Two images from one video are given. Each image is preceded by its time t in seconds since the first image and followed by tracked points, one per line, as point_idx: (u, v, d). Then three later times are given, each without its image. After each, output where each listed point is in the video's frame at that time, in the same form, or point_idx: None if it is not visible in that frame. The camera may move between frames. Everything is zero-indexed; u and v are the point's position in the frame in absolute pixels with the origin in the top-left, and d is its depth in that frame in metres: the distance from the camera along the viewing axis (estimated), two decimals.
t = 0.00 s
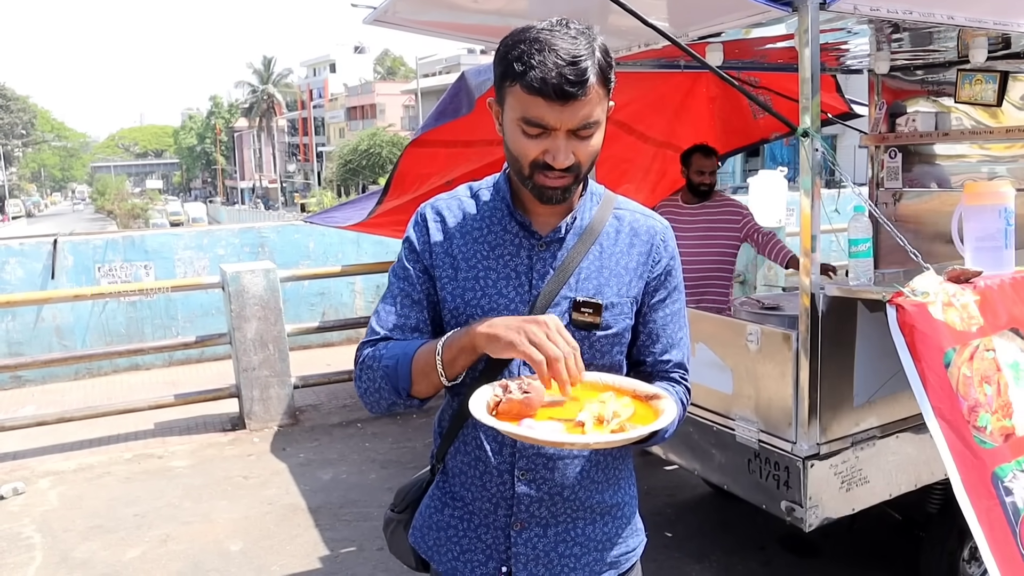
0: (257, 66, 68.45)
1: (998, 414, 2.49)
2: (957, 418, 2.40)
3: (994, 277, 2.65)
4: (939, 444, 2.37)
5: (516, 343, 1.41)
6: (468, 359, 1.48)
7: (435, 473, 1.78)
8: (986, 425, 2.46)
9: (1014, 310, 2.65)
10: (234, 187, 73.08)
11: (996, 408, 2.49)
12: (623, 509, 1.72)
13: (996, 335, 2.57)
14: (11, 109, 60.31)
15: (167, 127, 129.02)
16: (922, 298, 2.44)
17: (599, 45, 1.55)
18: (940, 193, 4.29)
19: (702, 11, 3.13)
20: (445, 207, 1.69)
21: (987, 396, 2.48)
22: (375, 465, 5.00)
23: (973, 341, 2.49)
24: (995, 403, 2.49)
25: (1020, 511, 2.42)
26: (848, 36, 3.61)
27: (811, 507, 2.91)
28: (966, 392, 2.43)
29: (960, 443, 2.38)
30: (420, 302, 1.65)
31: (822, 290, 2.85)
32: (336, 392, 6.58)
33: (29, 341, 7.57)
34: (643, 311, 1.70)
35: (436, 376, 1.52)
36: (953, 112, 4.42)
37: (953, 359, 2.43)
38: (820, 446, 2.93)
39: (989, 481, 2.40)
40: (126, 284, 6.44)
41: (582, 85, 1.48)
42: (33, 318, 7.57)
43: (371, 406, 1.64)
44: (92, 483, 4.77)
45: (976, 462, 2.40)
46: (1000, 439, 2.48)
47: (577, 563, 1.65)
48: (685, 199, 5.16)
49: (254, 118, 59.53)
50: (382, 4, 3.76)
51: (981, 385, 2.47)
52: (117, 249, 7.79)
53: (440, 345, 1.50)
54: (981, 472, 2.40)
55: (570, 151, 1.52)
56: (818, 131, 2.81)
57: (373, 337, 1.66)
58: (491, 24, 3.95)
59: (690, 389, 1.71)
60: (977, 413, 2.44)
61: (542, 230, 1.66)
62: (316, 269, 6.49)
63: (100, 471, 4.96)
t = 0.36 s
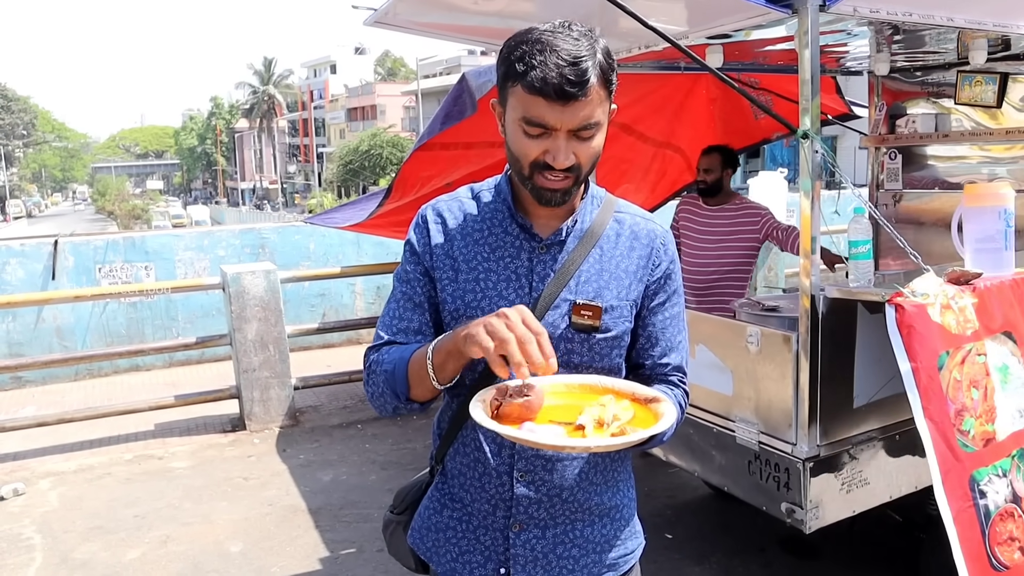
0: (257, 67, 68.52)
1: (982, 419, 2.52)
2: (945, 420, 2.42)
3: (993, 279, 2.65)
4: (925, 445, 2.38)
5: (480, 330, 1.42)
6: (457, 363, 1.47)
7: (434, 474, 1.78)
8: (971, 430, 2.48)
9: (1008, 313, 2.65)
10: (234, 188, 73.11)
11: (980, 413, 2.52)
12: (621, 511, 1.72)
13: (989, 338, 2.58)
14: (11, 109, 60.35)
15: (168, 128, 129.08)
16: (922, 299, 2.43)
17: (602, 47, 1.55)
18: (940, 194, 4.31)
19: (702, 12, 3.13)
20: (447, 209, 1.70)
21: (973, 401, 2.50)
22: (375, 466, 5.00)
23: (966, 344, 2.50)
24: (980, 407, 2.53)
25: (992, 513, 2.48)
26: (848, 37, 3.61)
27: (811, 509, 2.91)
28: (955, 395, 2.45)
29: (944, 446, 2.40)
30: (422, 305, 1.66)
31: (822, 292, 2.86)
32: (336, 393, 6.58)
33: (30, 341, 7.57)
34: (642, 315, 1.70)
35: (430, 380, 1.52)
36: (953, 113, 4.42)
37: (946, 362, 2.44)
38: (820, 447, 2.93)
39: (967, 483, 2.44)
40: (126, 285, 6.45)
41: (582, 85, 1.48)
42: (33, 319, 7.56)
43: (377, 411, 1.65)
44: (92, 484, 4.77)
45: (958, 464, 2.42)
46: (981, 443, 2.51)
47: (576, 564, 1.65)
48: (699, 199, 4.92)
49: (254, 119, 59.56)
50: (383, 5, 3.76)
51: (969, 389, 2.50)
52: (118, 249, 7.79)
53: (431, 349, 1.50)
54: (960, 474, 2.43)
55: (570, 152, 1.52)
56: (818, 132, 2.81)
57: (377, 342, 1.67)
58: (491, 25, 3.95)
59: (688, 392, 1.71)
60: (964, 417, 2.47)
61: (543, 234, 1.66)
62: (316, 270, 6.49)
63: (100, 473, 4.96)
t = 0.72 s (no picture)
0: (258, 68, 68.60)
1: (964, 420, 2.54)
2: (931, 420, 2.44)
3: (993, 281, 2.66)
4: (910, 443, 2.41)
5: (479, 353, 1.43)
6: (461, 378, 1.47)
7: (434, 475, 1.78)
8: (953, 430, 2.50)
9: (1004, 315, 2.66)
10: (235, 189, 73.17)
11: (963, 415, 2.54)
12: (621, 512, 1.72)
13: (979, 341, 2.59)
14: (12, 111, 60.42)
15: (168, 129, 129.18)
16: (922, 301, 2.42)
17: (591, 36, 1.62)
18: (940, 196, 4.31)
19: (702, 13, 3.13)
20: (450, 209, 1.70)
21: (957, 403, 2.51)
22: (375, 467, 5.00)
23: (957, 346, 2.51)
24: (963, 409, 2.54)
25: (961, 511, 2.52)
26: (848, 39, 3.62)
27: (811, 510, 2.91)
28: (942, 397, 2.47)
29: (926, 445, 2.42)
30: (424, 306, 1.65)
31: (822, 293, 2.86)
32: (336, 394, 6.58)
33: (30, 342, 7.56)
34: (644, 318, 1.70)
35: (432, 390, 1.52)
36: (954, 115, 4.40)
37: (938, 364, 2.45)
38: (820, 447, 2.92)
39: (942, 481, 2.47)
40: (126, 286, 6.45)
41: (568, 62, 1.53)
42: (33, 320, 7.55)
43: (378, 412, 1.65)
44: (92, 485, 4.77)
45: (937, 463, 2.45)
46: (961, 444, 2.53)
47: (576, 565, 1.65)
48: (706, 202, 4.90)
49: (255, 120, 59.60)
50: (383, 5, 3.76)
51: (955, 391, 2.51)
52: (118, 250, 7.79)
53: (435, 360, 1.50)
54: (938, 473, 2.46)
55: (563, 130, 1.55)
56: (818, 133, 2.81)
57: (380, 343, 1.66)
58: (491, 26, 3.95)
59: (688, 395, 1.71)
60: (948, 418, 2.49)
61: (547, 235, 1.67)
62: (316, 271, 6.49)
63: (100, 474, 4.96)
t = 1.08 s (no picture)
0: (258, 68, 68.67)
1: (947, 418, 2.55)
2: (918, 419, 2.45)
3: (992, 282, 2.66)
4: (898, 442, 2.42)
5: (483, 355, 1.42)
6: (464, 382, 1.47)
7: (434, 475, 1.78)
8: (936, 428, 2.51)
9: (1000, 315, 2.67)
10: (235, 189, 73.18)
11: (947, 413, 2.55)
12: (622, 513, 1.72)
13: (971, 341, 2.59)
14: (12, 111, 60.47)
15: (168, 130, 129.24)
16: (922, 301, 2.42)
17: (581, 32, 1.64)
18: (939, 197, 4.32)
19: (703, 15, 3.13)
20: (451, 209, 1.70)
21: (943, 402, 2.52)
22: (375, 468, 5.00)
23: (950, 347, 2.51)
24: (948, 408, 2.55)
25: (932, 503, 2.56)
26: (848, 40, 3.62)
27: (811, 511, 2.91)
28: (932, 397, 2.47)
29: (911, 442, 2.44)
30: (425, 307, 1.65)
31: (822, 295, 2.86)
32: (336, 395, 6.57)
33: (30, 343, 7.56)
34: (645, 319, 1.70)
35: (433, 394, 1.52)
36: (954, 116, 4.36)
37: (933, 364, 2.46)
38: (820, 448, 2.93)
39: (920, 476, 2.49)
40: (126, 286, 6.44)
41: (556, 52, 1.55)
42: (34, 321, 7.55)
43: (378, 412, 1.65)
44: (92, 485, 4.77)
45: (919, 459, 2.47)
46: (942, 441, 2.55)
47: (576, 566, 1.65)
48: (709, 204, 4.90)
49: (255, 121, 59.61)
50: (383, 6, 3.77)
51: (943, 391, 2.51)
52: (118, 251, 7.79)
53: (436, 367, 1.50)
54: (919, 469, 2.48)
55: (556, 119, 1.55)
56: (818, 134, 2.81)
57: (380, 343, 1.66)
58: (491, 27, 3.96)
59: (689, 396, 1.71)
60: (934, 417, 2.49)
61: (548, 236, 1.67)
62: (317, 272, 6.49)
63: (100, 474, 4.96)
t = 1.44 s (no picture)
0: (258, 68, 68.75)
1: (937, 414, 2.55)
2: (910, 416, 2.45)
3: (993, 283, 2.66)
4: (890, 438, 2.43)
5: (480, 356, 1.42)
6: (461, 381, 1.47)
7: (434, 475, 1.78)
8: (927, 426, 2.52)
9: (999, 315, 2.67)
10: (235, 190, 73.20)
11: (937, 410, 2.55)
12: (622, 513, 1.72)
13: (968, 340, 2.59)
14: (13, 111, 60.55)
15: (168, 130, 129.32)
16: (922, 302, 2.42)
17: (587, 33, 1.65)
18: (940, 197, 4.34)
19: (703, 15, 3.13)
20: (450, 209, 1.70)
21: (934, 399, 2.52)
22: (376, 469, 4.99)
23: (946, 346, 2.51)
24: (939, 405, 2.55)
25: (915, 496, 2.57)
26: (849, 40, 3.63)
27: (812, 511, 2.91)
28: (926, 395, 2.47)
29: (901, 437, 2.44)
30: (424, 307, 1.65)
31: (822, 295, 2.85)
32: (337, 396, 6.57)
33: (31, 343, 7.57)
34: (644, 319, 1.70)
35: (431, 392, 1.51)
36: (954, 116, 4.38)
37: (928, 363, 2.46)
38: (821, 449, 2.93)
39: (906, 469, 2.50)
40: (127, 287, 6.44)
41: (563, 50, 1.55)
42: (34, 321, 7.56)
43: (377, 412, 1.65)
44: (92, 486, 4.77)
45: (905, 453, 2.48)
46: (931, 437, 2.55)
47: (576, 565, 1.65)
48: (714, 204, 4.87)
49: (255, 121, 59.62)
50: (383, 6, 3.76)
51: (935, 389, 2.51)
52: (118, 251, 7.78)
53: (433, 366, 1.50)
54: (905, 462, 2.49)
55: (560, 116, 1.55)
56: (819, 135, 2.81)
57: (379, 344, 1.66)
58: (492, 27, 3.96)
59: (688, 395, 1.71)
60: (925, 414, 2.50)
61: (547, 236, 1.67)
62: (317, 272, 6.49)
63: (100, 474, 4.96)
